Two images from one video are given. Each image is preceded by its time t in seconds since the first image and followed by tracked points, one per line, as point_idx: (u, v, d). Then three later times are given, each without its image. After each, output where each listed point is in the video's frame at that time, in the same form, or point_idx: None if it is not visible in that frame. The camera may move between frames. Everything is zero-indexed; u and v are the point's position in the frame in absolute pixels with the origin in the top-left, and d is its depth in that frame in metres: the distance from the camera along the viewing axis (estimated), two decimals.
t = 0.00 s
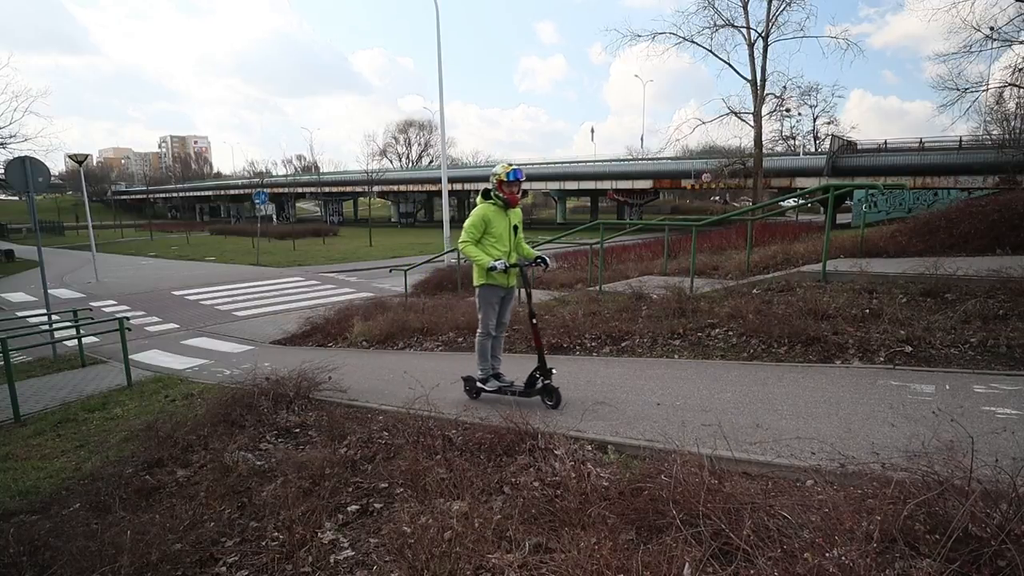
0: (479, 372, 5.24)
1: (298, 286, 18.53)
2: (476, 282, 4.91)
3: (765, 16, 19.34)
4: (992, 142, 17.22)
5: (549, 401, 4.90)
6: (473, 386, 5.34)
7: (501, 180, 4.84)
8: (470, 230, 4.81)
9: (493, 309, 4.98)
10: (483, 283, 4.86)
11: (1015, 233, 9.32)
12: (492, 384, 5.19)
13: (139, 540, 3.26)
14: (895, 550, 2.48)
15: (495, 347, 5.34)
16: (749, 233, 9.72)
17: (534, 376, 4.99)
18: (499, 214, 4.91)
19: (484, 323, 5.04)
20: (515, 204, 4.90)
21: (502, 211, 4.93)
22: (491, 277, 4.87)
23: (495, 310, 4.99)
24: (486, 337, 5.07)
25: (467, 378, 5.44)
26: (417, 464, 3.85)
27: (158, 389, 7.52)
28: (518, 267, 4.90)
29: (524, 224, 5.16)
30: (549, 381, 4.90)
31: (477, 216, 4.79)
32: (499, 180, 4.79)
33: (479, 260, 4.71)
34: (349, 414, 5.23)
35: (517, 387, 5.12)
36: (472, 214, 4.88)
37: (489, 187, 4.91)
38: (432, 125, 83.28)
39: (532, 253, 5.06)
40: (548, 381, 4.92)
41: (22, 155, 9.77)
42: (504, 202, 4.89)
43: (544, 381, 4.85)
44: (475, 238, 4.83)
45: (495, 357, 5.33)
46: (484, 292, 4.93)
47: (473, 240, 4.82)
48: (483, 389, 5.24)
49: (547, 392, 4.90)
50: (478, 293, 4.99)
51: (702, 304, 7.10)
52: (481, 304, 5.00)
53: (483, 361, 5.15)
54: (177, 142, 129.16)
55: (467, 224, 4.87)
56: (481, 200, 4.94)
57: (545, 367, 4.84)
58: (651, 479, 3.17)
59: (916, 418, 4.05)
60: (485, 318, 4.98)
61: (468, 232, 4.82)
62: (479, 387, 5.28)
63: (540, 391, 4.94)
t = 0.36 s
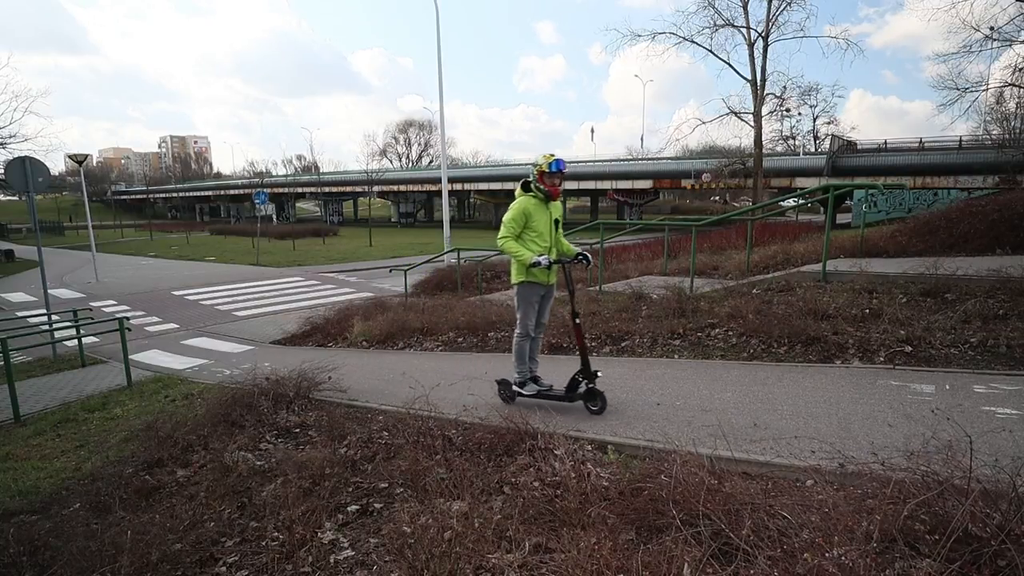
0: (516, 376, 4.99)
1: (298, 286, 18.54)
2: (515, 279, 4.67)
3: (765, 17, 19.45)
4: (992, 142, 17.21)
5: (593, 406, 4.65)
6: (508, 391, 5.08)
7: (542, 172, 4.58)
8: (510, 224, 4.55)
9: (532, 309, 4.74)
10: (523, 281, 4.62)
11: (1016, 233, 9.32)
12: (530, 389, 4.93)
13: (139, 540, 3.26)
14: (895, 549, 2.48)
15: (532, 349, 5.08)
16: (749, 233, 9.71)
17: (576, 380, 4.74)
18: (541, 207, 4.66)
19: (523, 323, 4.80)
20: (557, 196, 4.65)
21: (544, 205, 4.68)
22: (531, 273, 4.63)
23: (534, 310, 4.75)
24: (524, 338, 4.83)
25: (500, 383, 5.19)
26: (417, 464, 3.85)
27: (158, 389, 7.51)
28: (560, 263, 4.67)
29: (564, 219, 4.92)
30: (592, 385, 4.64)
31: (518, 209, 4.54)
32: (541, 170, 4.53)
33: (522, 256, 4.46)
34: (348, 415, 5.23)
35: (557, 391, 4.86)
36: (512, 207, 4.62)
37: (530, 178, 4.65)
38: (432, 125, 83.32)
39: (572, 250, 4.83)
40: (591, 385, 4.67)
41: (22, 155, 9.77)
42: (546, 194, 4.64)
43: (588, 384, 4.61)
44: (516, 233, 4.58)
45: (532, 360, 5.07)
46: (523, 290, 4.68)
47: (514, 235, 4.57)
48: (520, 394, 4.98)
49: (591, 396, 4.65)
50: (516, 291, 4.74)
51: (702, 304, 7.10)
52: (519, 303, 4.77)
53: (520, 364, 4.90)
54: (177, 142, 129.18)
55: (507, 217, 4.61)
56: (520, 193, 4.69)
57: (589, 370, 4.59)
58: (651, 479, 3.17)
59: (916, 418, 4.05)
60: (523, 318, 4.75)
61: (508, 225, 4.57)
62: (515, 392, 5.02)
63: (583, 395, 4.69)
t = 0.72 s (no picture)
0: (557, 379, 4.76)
1: (298, 286, 18.55)
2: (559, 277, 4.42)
3: (765, 16, 19.47)
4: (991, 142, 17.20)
5: (643, 411, 4.42)
6: (546, 395, 4.84)
7: (588, 161, 4.30)
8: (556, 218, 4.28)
9: (576, 308, 4.49)
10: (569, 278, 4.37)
11: (1015, 233, 9.32)
12: (572, 392, 4.69)
13: (139, 540, 3.27)
14: (895, 549, 2.48)
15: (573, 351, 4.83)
16: (749, 233, 9.70)
17: (623, 383, 4.50)
18: (586, 199, 4.39)
19: (566, 323, 4.57)
20: (603, 187, 4.38)
21: (589, 196, 4.41)
22: (577, 270, 4.39)
23: (578, 309, 4.51)
24: (567, 338, 4.60)
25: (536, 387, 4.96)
26: (417, 464, 3.85)
27: (158, 389, 7.51)
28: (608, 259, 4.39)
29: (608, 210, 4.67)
30: (642, 389, 4.42)
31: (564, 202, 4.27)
32: (587, 160, 4.25)
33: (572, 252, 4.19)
34: (348, 415, 5.23)
35: (601, 395, 4.63)
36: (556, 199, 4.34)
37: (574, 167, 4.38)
38: (432, 125, 83.36)
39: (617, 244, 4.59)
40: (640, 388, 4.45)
41: (22, 155, 9.77)
42: (592, 185, 4.36)
43: (638, 387, 4.38)
44: (562, 228, 4.31)
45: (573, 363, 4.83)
46: (569, 288, 4.43)
47: (560, 230, 4.31)
48: (562, 398, 4.73)
49: (640, 400, 4.43)
50: (559, 289, 4.49)
51: (701, 304, 7.10)
52: (561, 302, 4.53)
53: (562, 366, 4.67)
54: (177, 142, 129.23)
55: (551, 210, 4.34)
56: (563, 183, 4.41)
57: (639, 373, 4.36)
58: (651, 479, 3.17)
59: (916, 418, 4.05)
60: (567, 317, 4.52)
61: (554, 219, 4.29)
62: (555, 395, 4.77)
63: (631, 400, 4.47)
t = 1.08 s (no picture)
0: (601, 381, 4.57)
1: (298, 286, 18.54)
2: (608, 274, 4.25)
3: (765, 16, 19.44)
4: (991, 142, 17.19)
5: (698, 413, 4.25)
6: (588, 398, 4.67)
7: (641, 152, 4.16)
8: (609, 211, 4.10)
9: (624, 307, 4.31)
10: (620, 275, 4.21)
11: (1016, 233, 9.31)
12: (619, 395, 4.51)
13: (139, 540, 3.27)
14: (896, 550, 2.47)
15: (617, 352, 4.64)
16: (749, 233, 9.70)
17: (675, 384, 4.32)
18: (638, 192, 4.24)
19: (613, 323, 4.38)
20: (656, 180, 4.25)
21: (641, 190, 4.25)
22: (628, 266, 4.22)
23: (626, 308, 4.34)
24: (613, 339, 4.39)
25: (576, 390, 4.78)
26: (417, 464, 3.85)
27: (158, 389, 7.51)
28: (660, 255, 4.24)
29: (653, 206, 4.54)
30: (697, 391, 4.23)
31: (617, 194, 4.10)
32: (642, 150, 4.11)
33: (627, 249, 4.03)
34: (348, 415, 5.23)
35: (651, 398, 4.45)
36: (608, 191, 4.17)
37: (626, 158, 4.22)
38: (432, 125, 83.35)
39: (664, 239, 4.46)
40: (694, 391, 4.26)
41: (22, 155, 9.76)
42: (645, 178, 4.22)
43: (692, 390, 4.20)
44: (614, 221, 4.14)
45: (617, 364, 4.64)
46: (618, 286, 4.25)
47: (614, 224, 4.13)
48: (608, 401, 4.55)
49: (696, 402, 4.24)
50: (607, 287, 4.30)
51: (702, 304, 7.10)
52: (608, 301, 4.34)
53: (607, 368, 4.49)
54: (177, 142, 129.23)
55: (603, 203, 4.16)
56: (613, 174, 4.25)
57: (693, 374, 4.16)
58: (650, 479, 3.17)
59: (916, 418, 4.05)
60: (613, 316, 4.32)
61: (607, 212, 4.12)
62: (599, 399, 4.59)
63: (685, 402, 4.29)
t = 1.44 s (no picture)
0: (650, 383, 4.41)
1: (298, 286, 18.53)
2: (660, 270, 4.08)
3: (765, 16, 19.41)
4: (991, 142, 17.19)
5: (755, 416, 4.09)
6: (634, 401, 4.49)
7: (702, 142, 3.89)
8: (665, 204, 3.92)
9: (678, 305, 4.13)
10: (674, 271, 4.03)
11: (1016, 233, 9.31)
12: (670, 398, 4.37)
13: (139, 540, 3.27)
14: (895, 549, 2.48)
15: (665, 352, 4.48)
16: (749, 233, 9.69)
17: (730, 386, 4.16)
18: (696, 185, 4.02)
19: (664, 323, 4.20)
20: (717, 173, 3.99)
21: (699, 182, 4.03)
22: (683, 262, 4.04)
23: (681, 306, 4.14)
24: (665, 339, 4.23)
25: (620, 393, 4.59)
26: (417, 464, 3.85)
27: (158, 389, 7.50)
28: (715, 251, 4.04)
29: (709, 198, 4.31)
30: (754, 392, 4.08)
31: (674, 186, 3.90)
32: (704, 142, 3.84)
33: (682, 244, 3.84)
34: (348, 414, 5.23)
35: (703, 400, 4.31)
36: (664, 183, 3.97)
37: (684, 148, 3.97)
38: (432, 125, 83.41)
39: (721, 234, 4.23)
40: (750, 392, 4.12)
41: (22, 155, 9.76)
42: (706, 169, 3.97)
43: (750, 391, 4.05)
44: (669, 214, 3.95)
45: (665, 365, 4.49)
46: (672, 283, 4.06)
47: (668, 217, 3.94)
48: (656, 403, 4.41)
49: (753, 404, 4.09)
50: (660, 284, 4.13)
51: (702, 304, 7.10)
52: (662, 299, 4.15)
53: (657, 370, 4.33)
54: (178, 143, 129.25)
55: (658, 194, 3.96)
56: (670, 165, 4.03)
57: (751, 375, 4.00)
58: (650, 479, 3.17)
59: (915, 418, 4.05)
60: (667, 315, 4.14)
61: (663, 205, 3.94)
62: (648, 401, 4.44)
63: (741, 404, 4.13)
